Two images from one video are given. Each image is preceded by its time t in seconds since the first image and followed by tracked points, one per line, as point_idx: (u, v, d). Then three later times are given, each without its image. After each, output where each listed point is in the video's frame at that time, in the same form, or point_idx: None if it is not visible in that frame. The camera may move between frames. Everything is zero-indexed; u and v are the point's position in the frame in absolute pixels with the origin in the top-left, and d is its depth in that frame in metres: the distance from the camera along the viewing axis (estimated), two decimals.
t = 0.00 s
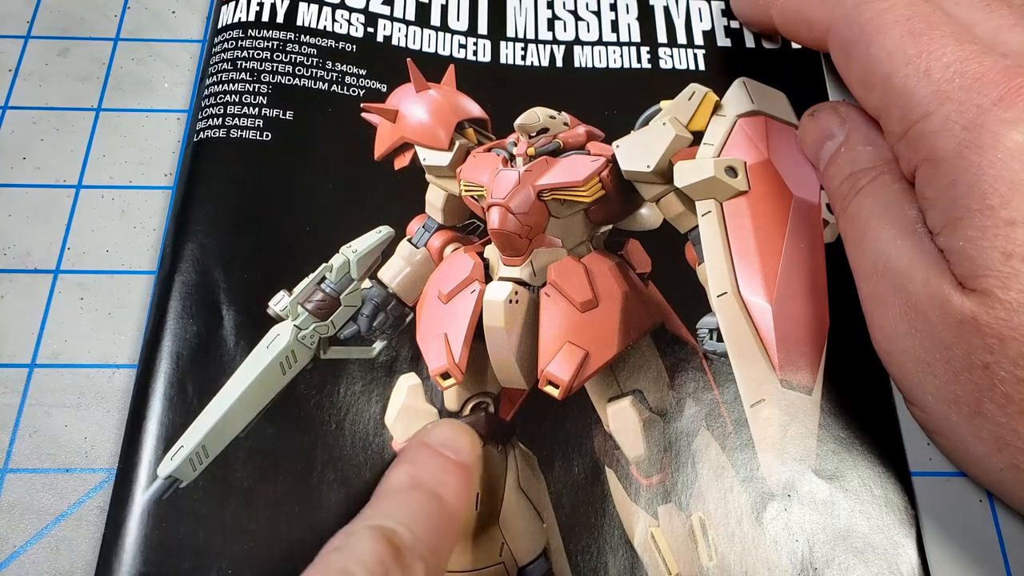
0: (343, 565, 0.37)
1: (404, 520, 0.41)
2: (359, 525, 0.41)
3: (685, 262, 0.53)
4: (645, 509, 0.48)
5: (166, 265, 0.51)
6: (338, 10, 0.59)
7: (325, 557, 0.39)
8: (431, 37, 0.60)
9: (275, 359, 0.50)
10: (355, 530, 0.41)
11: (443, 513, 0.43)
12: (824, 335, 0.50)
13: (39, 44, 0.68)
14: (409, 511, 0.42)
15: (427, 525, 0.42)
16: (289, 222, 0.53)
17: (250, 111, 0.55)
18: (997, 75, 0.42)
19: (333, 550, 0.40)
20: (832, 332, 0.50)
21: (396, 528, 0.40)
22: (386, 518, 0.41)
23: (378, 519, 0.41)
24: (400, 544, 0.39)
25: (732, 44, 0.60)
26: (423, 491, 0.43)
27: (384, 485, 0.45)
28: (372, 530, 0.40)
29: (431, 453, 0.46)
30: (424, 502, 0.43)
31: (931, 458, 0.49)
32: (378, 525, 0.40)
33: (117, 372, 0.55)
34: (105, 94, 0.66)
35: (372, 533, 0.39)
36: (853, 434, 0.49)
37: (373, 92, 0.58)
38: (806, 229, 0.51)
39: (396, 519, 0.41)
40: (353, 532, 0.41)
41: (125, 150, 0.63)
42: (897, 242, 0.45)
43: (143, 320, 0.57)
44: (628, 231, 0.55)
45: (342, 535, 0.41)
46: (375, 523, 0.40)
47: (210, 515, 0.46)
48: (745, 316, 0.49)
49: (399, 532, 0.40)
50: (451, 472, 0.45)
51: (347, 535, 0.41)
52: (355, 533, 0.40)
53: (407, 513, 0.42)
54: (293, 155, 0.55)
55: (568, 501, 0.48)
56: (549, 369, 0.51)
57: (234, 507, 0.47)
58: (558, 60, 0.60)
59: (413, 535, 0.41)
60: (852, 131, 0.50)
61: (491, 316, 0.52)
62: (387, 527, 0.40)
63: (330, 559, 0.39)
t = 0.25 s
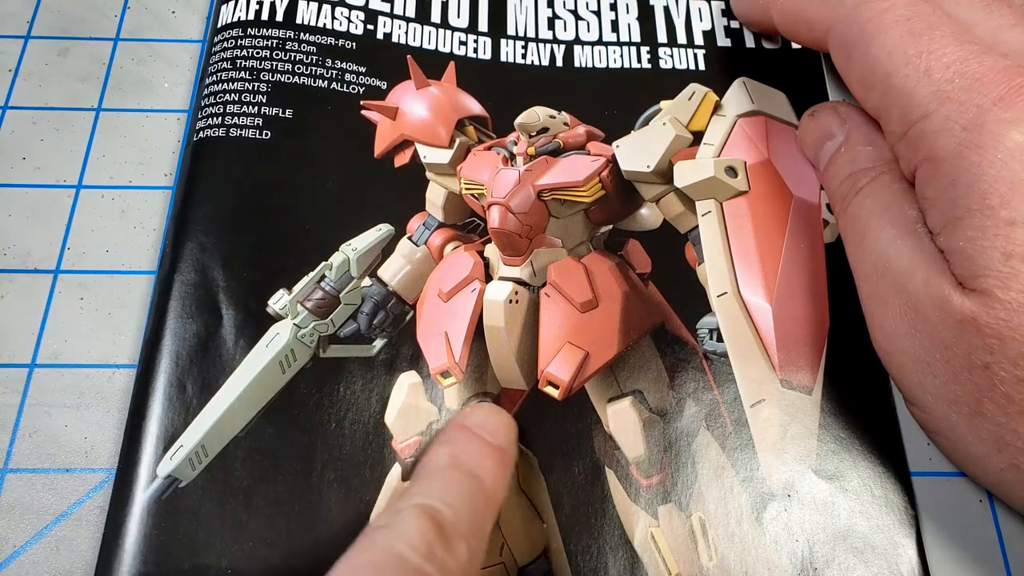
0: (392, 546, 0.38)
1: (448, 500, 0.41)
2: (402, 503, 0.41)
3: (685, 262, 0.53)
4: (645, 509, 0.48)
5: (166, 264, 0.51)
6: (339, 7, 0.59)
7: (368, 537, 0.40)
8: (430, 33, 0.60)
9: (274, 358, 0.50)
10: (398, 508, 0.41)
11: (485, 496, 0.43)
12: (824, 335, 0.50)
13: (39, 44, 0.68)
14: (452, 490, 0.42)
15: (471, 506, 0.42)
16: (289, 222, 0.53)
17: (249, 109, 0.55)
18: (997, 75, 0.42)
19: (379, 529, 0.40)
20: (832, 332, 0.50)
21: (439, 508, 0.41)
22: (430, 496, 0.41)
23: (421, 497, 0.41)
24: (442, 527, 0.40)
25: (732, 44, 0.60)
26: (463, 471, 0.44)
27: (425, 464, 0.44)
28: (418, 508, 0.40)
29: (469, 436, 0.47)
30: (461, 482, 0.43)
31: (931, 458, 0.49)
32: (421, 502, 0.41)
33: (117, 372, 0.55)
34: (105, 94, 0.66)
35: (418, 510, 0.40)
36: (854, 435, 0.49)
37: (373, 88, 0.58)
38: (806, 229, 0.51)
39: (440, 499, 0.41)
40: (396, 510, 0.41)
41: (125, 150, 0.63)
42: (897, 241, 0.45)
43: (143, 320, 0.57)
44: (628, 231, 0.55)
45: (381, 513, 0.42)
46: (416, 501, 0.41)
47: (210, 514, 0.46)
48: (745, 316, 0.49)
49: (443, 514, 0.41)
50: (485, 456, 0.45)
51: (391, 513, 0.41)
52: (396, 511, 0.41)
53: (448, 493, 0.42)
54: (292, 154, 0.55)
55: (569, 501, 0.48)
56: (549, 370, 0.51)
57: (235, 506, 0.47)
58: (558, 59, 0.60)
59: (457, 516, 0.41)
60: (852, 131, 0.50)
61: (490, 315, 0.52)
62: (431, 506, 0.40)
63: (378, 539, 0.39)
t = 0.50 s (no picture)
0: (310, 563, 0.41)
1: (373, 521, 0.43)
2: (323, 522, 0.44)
3: (685, 262, 0.53)
4: (645, 509, 0.48)
5: (166, 265, 0.51)
6: (340, 12, 0.59)
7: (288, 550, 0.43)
8: (430, 40, 0.60)
9: (275, 360, 0.50)
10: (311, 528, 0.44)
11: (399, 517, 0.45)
12: (824, 335, 0.50)
13: (39, 44, 0.68)
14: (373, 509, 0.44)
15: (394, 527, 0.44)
16: (289, 223, 0.53)
17: (251, 112, 0.55)
18: (997, 75, 0.42)
19: (298, 547, 0.43)
20: (832, 332, 0.50)
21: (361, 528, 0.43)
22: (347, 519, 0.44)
23: (344, 518, 0.44)
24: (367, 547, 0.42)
25: (733, 45, 0.60)
26: (390, 490, 0.46)
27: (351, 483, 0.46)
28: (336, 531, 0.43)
29: (401, 453, 0.48)
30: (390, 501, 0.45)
31: (931, 458, 0.49)
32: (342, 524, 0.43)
33: (117, 372, 0.55)
34: (105, 94, 0.66)
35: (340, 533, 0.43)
36: (854, 435, 0.49)
37: (373, 95, 0.58)
38: (806, 229, 0.51)
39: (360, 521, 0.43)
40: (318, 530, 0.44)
41: (124, 150, 0.63)
42: (897, 242, 0.45)
43: (143, 320, 0.57)
44: (628, 232, 0.55)
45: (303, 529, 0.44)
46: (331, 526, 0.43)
47: (211, 515, 0.46)
48: (745, 316, 0.49)
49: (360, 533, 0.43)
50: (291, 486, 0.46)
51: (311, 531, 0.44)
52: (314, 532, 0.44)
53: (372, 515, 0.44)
54: (293, 155, 0.55)
55: (568, 500, 0.48)
56: (549, 370, 0.50)
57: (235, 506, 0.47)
58: (558, 61, 0.60)
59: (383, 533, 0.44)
60: (852, 130, 0.50)
61: (491, 316, 0.52)
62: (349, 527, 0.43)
63: (300, 556, 0.42)
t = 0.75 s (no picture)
0: None
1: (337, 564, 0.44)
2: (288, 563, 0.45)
3: (685, 262, 0.53)
4: (644, 509, 0.48)
5: (166, 265, 0.51)
6: (339, 12, 0.59)
7: None
8: (430, 41, 0.60)
9: (276, 361, 0.50)
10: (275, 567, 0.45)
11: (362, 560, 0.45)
12: (824, 334, 0.50)
13: (39, 44, 0.68)
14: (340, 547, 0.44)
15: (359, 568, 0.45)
16: (289, 224, 0.53)
17: (250, 112, 0.55)
18: (997, 75, 0.42)
19: None
20: (832, 332, 0.50)
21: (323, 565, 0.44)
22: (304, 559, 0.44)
23: (307, 563, 0.44)
24: None
25: (733, 45, 0.60)
26: (358, 533, 0.46)
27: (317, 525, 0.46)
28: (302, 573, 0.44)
29: (369, 494, 0.48)
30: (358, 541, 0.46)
31: (931, 458, 0.49)
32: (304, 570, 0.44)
33: (117, 372, 0.55)
34: (105, 94, 0.66)
35: None
36: (854, 434, 0.49)
37: (373, 96, 0.58)
38: (806, 229, 0.51)
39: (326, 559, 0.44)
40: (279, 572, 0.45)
41: (124, 150, 0.63)
42: (897, 242, 0.45)
43: (143, 320, 0.57)
44: (627, 231, 0.55)
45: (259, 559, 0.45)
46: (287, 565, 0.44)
47: (210, 515, 0.46)
48: (745, 316, 0.49)
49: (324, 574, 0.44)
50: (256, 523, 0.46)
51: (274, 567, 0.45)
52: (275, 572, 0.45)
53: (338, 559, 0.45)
54: (293, 156, 0.55)
55: (568, 500, 0.48)
56: (548, 370, 0.50)
57: (235, 506, 0.47)
58: (558, 61, 0.60)
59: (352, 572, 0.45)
60: (851, 130, 0.50)
61: (491, 315, 0.52)
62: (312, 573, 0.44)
63: None
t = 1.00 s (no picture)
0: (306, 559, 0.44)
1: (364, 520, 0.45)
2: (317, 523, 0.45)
3: (685, 262, 0.53)
4: (644, 509, 0.48)
5: (166, 265, 0.51)
6: (339, 12, 0.59)
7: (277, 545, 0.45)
8: (430, 40, 0.60)
9: (276, 361, 0.50)
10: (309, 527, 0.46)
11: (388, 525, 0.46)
12: (824, 334, 0.50)
13: (39, 44, 0.68)
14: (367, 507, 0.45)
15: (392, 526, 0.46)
16: (289, 224, 0.53)
17: (250, 113, 0.55)
18: (997, 75, 0.42)
19: (292, 546, 0.45)
20: (832, 332, 0.50)
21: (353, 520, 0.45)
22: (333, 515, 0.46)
23: (339, 518, 0.45)
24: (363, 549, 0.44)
25: (733, 45, 0.60)
26: (386, 491, 0.47)
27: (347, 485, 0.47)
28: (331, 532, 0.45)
29: (395, 457, 0.49)
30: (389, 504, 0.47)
31: (931, 458, 0.49)
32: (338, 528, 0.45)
33: (117, 372, 0.55)
34: (105, 94, 0.66)
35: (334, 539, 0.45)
36: (854, 435, 0.49)
37: (373, 96, 0.58)
38: (806, 229, 0.51)
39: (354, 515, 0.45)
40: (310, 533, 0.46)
41: (124, 150, 0.63)
42: (897, 242, 0.45)
43: (143, 320, 0.57)
44: (627, 231, 0.55)
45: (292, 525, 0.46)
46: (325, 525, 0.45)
47: (211, 515, 0.46)
48: (745, 316, 0.49)
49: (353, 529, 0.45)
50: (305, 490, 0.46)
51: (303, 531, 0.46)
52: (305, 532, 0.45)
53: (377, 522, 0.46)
54: (293, 156, 0.55)
55: (568, 500, 0.48)
56: (548, 370, 0.51)
57: (235, 506, 0.47)
58: (558, 61, 0.60)
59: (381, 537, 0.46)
60: (851, 130, 0.50)
61: (491, 315, 0.52)
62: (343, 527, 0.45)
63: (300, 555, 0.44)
